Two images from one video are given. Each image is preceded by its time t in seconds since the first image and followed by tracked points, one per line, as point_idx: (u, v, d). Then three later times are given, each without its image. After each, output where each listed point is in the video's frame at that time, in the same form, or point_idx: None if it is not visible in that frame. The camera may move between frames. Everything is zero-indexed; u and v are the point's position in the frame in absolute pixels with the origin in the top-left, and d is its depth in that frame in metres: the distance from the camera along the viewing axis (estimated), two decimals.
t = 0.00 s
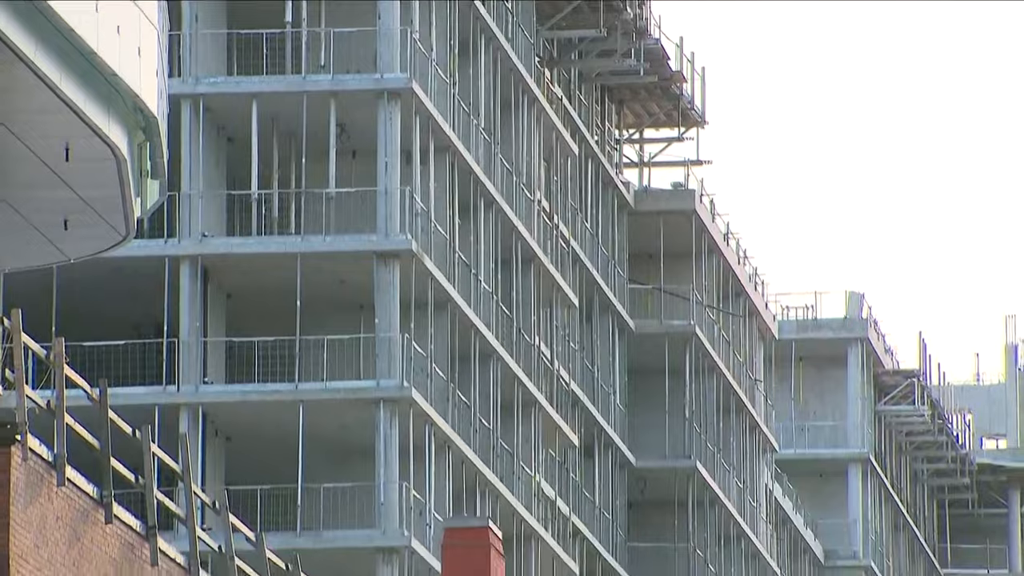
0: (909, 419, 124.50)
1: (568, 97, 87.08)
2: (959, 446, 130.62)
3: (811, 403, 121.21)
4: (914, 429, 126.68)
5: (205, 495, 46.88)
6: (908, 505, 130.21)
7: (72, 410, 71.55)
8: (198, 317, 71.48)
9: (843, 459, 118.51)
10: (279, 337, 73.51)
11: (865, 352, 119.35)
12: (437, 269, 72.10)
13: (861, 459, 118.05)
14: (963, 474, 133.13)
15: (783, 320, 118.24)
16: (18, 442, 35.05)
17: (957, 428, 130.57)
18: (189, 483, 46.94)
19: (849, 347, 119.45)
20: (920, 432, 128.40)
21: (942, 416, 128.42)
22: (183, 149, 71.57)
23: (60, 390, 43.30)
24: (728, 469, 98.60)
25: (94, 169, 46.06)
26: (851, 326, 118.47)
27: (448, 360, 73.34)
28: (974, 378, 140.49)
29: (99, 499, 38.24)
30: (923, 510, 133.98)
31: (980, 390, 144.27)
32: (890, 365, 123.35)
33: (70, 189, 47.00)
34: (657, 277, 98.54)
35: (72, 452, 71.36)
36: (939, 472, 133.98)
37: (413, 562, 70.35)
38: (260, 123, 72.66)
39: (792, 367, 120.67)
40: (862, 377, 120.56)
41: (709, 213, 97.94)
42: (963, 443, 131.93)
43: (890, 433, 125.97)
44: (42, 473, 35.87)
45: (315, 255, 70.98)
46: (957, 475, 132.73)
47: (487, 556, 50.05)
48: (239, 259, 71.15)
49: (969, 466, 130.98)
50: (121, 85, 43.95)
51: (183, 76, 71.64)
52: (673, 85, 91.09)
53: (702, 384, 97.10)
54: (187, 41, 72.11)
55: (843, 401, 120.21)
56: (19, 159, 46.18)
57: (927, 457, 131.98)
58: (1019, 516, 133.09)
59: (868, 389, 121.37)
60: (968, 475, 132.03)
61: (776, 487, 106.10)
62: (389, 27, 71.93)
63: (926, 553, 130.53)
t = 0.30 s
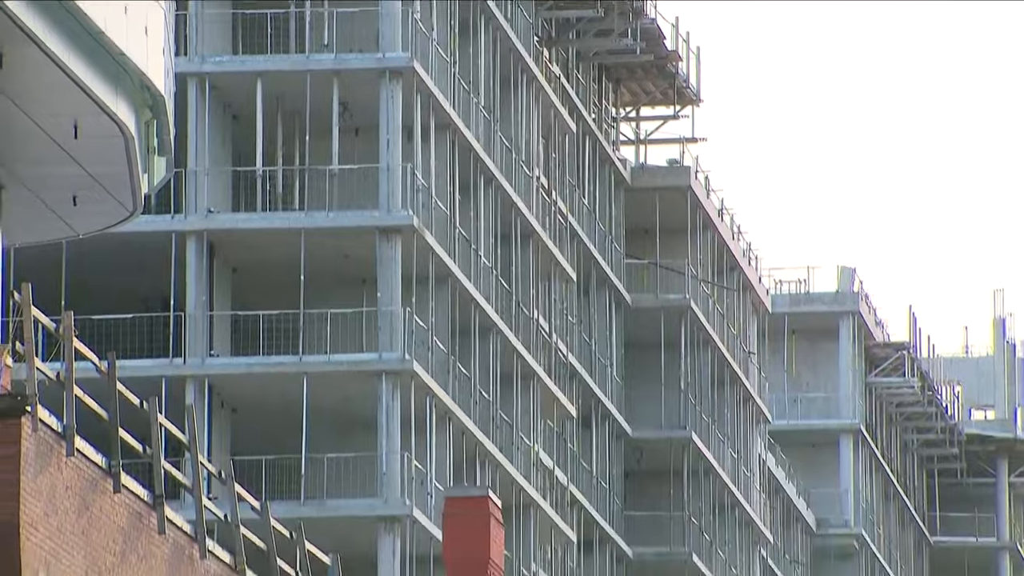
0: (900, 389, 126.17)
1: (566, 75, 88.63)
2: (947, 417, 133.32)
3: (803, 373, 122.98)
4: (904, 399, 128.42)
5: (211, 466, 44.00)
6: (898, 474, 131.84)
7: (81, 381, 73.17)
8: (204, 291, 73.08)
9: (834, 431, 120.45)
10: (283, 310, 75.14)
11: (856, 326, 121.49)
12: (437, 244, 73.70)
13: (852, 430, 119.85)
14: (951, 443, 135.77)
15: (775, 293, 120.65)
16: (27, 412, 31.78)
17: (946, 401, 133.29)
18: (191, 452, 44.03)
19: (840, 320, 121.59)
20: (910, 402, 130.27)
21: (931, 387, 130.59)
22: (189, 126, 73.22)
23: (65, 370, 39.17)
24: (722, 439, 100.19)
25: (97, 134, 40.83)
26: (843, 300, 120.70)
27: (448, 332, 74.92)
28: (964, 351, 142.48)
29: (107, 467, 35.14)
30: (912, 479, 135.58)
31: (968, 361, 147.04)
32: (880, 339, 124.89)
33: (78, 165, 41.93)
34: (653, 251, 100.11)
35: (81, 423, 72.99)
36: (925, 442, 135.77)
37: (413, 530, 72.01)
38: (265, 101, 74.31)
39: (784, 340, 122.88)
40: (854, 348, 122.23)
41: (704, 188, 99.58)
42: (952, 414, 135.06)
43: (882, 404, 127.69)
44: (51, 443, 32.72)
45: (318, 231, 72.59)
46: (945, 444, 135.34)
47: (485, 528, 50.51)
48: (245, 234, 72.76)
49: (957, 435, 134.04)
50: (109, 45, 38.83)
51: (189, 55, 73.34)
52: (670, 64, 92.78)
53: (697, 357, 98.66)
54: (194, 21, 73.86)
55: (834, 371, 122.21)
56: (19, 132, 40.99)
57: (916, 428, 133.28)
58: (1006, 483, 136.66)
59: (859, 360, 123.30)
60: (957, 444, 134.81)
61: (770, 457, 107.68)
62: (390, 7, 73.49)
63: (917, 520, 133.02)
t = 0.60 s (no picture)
0: (890, 351, 128.14)
1: (565, 46, 90.25)
2: (937, 379, 135.90)
3: (797, 338, 124.32)
4: (894, 361, 130.32)
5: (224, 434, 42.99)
6: (890, 436, 133.71)
7: (90, 346, 74.86)
8: (210, 257, 74.60)
9: (827, 393, 122.83)
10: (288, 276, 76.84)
11: (849, 289, 123.51)
12: (438, 211, 75.30)
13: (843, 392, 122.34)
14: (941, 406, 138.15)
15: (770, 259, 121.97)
16: (35, 373, 30.65)
17: (935, 362, 135.78)
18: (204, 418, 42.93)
19: (833, 284, 123.59)
20: (902, 366, 132.47)
21: (921, 349, 133.23)
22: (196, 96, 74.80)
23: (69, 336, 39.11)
24: (717, 402, 101.97)
25: (108, 105, 41.36)
26: (835, 266, 122.78)
27: (449, 297, 76.60)
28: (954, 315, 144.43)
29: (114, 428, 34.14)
30: (904, 439, 137.69)
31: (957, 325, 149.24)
32: (871, 303, 126.90)
33: (86, 132, 42.61)
34: (650, 218, 101.72)
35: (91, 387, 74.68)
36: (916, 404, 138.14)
37: (415, 490, 73.68)
38: (270, 71, 75.94)
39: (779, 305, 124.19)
40: (846, 313, 124.30)
41: (700, 157, 101.27)
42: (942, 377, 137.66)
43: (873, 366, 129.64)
44: (57, 405, 31.58)
45: (322, 198, 74.22)
46: (935, 407, 137.65)
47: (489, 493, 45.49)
48: (250, 201, 74.32)
49: (947, 398, 136.60)
50: (121, 20, 39.05)
51: (195, 26, 74.81)
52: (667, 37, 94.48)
53: (692, 321, 100.37)
54: None
55: (827, 335, 123.95)
56: (31, 104, 41.49)
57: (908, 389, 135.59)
58: (995, 445, 138.41)
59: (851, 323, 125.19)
60: (946, 407, 137.27)
61: (764, 419, 109.41)
62: None
63: (906, 482, 134.83)
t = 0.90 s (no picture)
0: (882, 321, 130.44)
1: (563, 20, 91.82)
2: (928, 346, 138.54)
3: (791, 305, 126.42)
4: (886, 329, 132.21)
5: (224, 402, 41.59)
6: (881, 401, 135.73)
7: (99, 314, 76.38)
8: (216, 228, 76.18)
9: (820, 360, 124.97)
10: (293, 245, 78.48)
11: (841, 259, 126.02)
12: (440, 182, 76.89)
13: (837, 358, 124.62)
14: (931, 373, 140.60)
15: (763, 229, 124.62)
16: (46, 342, 31.60)
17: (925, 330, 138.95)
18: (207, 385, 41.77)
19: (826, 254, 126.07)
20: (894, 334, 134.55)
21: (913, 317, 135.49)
22: (202, 70, 76.32)
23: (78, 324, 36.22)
24: (713, 368, 103.66)
25: (121, 79, 37.42)
26: (829, 236, 125.14)
27: (450, 266, 78.21)
28: (945, 284, 146.33)
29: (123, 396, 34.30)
30: (896, 406, 139.84)
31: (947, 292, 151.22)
32: (864, 272, 129.46)
33: (96, 106, 38.55)
34: (646, 190, 103.33)
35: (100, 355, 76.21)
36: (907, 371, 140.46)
37: (417, 456, 75.21)
38: (275, 45, 77.49)
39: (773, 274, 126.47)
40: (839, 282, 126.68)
41: (696, 129, 102.94)
42: (931, 344, 141.28)
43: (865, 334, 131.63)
44: (67, 372, 32.12)
45: (327, 169, 75.74)
46: (926, 372, 140.09)
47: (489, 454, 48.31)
48: (256, 172, 75.90)
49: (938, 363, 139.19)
50: None
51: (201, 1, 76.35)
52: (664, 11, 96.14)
53: (688, 290, 102.00)
54: None
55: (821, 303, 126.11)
56: (41, 79, 37.38)
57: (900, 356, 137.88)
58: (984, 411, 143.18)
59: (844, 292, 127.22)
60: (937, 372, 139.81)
61: (758, 386, 111.05)
62: None
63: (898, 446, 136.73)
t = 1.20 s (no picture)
0: (875, 290, 132.30)
1: None
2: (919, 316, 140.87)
3: (785, 275, 128.09)
4: (878, 298, 134.00)
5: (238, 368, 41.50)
6: (873, 368, 137.63)
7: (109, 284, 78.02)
8: (222, 199, 77.73)
9: (815, 329, 126.78)
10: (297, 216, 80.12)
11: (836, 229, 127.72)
12: (442, 154, 78.52)
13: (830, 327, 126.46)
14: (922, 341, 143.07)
15: (759, 200, 126.31)
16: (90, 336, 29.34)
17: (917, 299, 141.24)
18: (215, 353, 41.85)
19: (821, 226, 127.86)
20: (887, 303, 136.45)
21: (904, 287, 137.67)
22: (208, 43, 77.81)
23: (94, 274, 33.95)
24: (709, 337, 105.26)
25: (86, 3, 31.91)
26: (822, 207, 126.93)
27: (451, 237, 79.86)
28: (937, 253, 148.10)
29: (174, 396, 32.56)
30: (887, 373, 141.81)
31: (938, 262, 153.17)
32: (857, 243, 131.13)
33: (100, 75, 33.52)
34: (644, 161, 104.79)
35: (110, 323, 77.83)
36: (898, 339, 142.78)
37: (419, 424, 76.93)
38: (280, 19, 79.10)
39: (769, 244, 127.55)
40: (833, 251, 128.47)
41: (693, 102, 104.48)
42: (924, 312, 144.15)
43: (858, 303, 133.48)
44: (77, 340, 28.83)
45: (330, 142, 77.33)
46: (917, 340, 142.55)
47: (490, 426, 50.09)
48: (261, 144, 77.47)
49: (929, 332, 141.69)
50: None
51: None
52: None
53: (684, 260, 103.59)
54: None
55: (815, 272, 127.93)
56: (44, 53, 33.68)
57: (891, 325, 140.08)
58: (974, 379, 145.16)
59: (837, 262, 129.10)
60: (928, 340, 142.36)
61: (753, 353, 112.58)
62: None
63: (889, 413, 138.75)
